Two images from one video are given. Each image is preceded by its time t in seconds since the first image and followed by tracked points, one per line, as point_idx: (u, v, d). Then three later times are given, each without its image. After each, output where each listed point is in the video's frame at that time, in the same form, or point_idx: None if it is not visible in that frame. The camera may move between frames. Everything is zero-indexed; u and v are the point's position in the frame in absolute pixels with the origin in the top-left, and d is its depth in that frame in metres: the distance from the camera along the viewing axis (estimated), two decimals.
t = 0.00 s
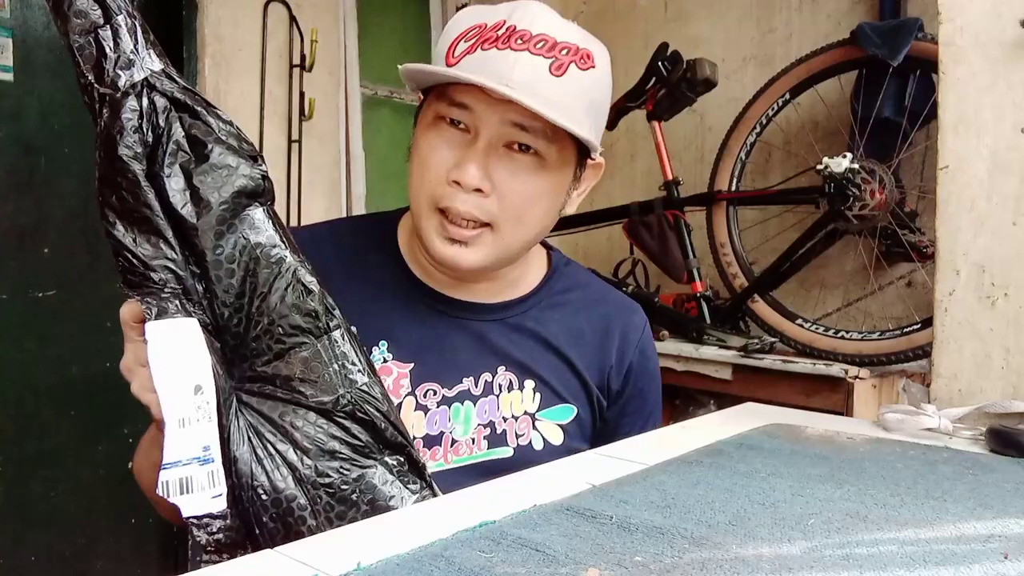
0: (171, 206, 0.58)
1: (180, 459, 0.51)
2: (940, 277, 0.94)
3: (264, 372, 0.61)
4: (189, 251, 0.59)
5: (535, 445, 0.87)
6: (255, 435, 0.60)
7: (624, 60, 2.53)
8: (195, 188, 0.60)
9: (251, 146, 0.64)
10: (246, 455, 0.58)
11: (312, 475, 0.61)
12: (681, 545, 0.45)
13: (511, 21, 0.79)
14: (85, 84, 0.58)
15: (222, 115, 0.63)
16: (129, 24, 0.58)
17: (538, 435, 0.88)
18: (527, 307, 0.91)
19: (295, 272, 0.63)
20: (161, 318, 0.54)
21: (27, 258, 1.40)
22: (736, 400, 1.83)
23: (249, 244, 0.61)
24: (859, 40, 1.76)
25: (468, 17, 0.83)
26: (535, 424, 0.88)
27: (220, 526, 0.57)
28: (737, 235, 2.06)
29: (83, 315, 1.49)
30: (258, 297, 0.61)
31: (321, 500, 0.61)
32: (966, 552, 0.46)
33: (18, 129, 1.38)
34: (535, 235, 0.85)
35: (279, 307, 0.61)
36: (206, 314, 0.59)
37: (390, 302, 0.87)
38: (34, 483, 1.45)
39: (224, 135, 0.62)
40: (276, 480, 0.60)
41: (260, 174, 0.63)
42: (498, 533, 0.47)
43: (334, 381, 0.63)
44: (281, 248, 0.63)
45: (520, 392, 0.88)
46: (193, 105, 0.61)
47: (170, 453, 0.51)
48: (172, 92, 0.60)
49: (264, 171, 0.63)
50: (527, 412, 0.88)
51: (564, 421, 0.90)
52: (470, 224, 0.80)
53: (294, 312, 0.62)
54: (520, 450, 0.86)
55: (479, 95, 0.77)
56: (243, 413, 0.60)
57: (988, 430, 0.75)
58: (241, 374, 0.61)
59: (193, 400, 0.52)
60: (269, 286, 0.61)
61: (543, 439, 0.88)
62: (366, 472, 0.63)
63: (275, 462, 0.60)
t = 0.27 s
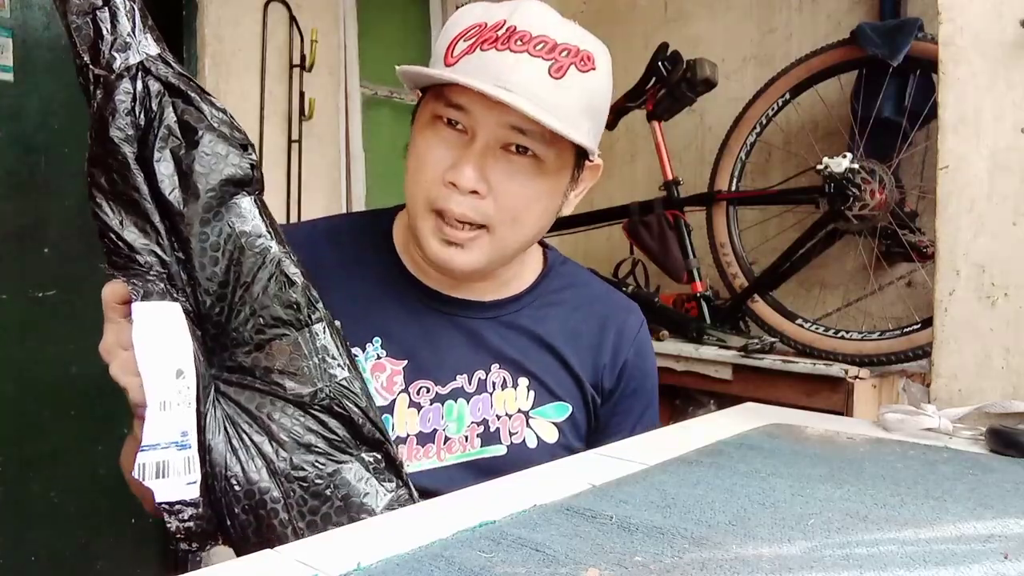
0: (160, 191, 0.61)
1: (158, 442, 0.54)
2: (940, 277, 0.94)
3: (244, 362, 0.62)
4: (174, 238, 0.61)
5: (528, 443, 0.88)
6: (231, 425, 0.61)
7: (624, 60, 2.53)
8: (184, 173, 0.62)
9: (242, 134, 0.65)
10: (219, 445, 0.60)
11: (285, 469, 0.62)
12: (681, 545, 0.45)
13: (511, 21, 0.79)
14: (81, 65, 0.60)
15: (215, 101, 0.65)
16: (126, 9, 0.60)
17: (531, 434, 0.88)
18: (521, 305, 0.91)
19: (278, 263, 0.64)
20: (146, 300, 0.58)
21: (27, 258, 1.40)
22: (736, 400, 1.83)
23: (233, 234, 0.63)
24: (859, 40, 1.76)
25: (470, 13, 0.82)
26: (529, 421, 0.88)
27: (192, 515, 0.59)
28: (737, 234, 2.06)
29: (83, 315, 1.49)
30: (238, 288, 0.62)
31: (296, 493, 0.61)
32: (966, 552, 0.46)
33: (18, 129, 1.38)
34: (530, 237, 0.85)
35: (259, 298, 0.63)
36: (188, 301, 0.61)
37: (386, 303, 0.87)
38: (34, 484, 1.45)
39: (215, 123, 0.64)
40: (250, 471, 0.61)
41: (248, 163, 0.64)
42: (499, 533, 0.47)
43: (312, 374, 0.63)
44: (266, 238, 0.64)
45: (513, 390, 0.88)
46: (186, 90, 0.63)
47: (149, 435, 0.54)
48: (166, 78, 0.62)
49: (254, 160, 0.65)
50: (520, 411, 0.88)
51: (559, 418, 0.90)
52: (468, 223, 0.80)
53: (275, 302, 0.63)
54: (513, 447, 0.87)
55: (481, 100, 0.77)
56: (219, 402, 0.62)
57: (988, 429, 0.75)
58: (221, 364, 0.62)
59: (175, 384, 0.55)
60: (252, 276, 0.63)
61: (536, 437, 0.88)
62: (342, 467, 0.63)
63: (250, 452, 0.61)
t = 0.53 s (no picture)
0: (130, 182, 0.61)
1: (155, 428, 0.52)
2: (940, 277, 0.94)
3: (226, 348, 0.62)
4: (148, 229, 0.61)
5: (518, 434, 0.88)
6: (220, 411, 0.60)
7: (624, 60, 2.53)
8: (153, 163, 0.61)
9: (204, 125, 0.65)
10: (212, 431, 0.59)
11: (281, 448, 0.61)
12: (681, 545, 0.45)
13: (489, 19, 0.78)
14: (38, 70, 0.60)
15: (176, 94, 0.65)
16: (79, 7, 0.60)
17: (521, 425, 0.88)
18: (504, 298, 0.91)
19: (252, 247, 0.64)
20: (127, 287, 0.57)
21: (27, 258, 1.40)
22: (736, 400, 1.83)
23: (207, 220, 0.62)
24: (859, 40, 1.76)
25: (447, 10, 0.81)
26: (517, 412, 0.89)
27: (195, 500, 0.58)
28: (737, 234, 2.06)
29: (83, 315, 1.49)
30: (217, 273, 0.62)
31: (295, 472, 0.61)
32: (965, 552, 0.46)
33: (18, 129, 1.38)
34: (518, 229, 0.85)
35: (238, 281, 0.63)
36: (167, 290, 0.61)
37: (380, 303, 0.87)
38: (34, 484, 1.45)
39: (178, 113, 0.63)
40: (246, 454, 0.60)
41: (214, 150, 0.64)
42: (499, 533, 0.47)
43: (298, 352, 0.63)
44: (239, 224, 0.64)
45: (499, 381, 0.89)
46: (145, 84, 0.63)
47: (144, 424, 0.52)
48: (125, 73, 0.62)
49: (219, 147, 0.65)
50: (508, 401, 0.88)
51: (546, 408, 0.90)
52: (457, 222, 0.80)
53: (254, 285, 0.63)
54: (503, 438, 0.87)
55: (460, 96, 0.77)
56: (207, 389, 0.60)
57: (988, 430, 0.75)
58: (204, 352, 0.62)
59: (166, 370, 0.53)
60: (228, 262, 0.63)
61: (525, 428, 0.88)
62: (337, 442, 0.63)
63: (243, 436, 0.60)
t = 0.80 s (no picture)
0: (55, 186, 0.58)
1: (131, 422, 0.52)
2: (940, 277, 0.94)
3: (184, 334, 0.62)
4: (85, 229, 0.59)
5: (514, 422, 0.87)
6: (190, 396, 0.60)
7: (624, 60, 2.53)
8: (76, 163, 0.59)
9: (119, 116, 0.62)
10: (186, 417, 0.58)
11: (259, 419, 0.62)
12: (681, 545, 0.45)
13: (448, 57, 0.73)
14: None
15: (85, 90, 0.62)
16: None
17: (517, 413, 0.88)
18: (497, 289, 0.91)
19: (190, 232, 0.64)
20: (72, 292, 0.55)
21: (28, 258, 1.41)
22: (736, 400, 1.83)
23: (142, 211, 0.62)
24: (859, 40, 1.76)
25: (408, 36, 0.75)
26: (513, 400, 0.88)
27: (184, 484, 0.57)
28: (737, 234, 2.06)
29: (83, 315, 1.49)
30: (162, 261, 0.62)
31: (278, 439, 0.62)
32: (966, 552, 0.46)
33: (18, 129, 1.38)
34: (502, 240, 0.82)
35: (185, 267, 0.62)
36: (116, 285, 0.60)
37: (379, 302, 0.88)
38: (35, 484, 1.45)
39: (88, 108, 0.60)
40: (225, 433, 0.60)
41: (134, 141, 0.62)
42: (498, 534, 0.47)
43: (257, 324, 0.63)
44: (172, 211, 0.63)
45: (493, 369, 0.88)
46: (50, 84, 0.60)
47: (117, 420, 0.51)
48: (27, 77, 0.59)
49: (137, 137, 0.62)
50: (503, 390, 0.88)
51: (542, 395, 0.89)
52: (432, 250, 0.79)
53: (201, 267, 0.63)
54: (501, 426, 0.87)
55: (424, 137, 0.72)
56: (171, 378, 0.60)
57: (988, 430, 0.75)
58: (164, 344, 0.61)
59: (128, 364, 0.52)
60: (170, 249, 0.62)
61: (522, 416, 0.88)
62: (313, 404, 0.64)
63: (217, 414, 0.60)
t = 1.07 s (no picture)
0: (61, 194, 0.57)
1: (131, 438, 0.52)
2: (940, 276, 0.94)
3: (190, 342, 0.61)
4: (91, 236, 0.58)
5: (512, 420, 0.87)
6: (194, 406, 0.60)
7: (624, 60, 2.53)
8: (82, 171, 0.57)
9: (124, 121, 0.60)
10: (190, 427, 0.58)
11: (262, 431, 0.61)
12: (681, 545, 0.45)
13: (423, 42, 0.77)
14: None
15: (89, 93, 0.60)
16: None
17: (515, 410, 0.88)
18: (497, 288, 0.91)
19: (198, 239, 0.62)
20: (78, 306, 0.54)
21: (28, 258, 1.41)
22: (736, 400, 1.83)
23: (148, 218, 0.60)
24: (859, 40, 1.76)
25: (393, 31, 0.81)
26: (511, 397, 0.88)
27: (185, 498, 0.57)
28: (737, 234, 2.06)
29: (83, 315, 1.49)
30: (169, 270, 0.61)
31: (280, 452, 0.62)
32: (966, 552, 0.46)
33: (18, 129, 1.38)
34: (488, 231, 0.83)
35: (191, 277, 0.61)
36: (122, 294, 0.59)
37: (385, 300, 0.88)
38: (35, 484, 1.45)
39: (94, 114, 0.58)
40: (228, 443, 0.60)
41: (139, 149, 0.60)
42: (498, 534, 0.47)
43: (262, 335, 0.63)
44: (179, 217, 0.62)
45: (492, 366, 0.88)
46: (54, 87, 0.58)
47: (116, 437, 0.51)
48: (30, 81, 0.57)
49: (144, 145, 0.61)
50: (501, 387, 0.88)
51: (541, 393, 0.89)
52: (413, 236, 0.80)
53: (207, 276, 0.61)
54: (499, 423, 0.87)
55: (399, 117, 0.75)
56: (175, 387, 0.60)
57: (988, 430, 0.75)
58: (170, 350, 0.61)
59: (130, 379, 0.52)
60: (177, 257, 0.61)
61: (520, 413, 0.88)
62: (316, 418, 0.64)
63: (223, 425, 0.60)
